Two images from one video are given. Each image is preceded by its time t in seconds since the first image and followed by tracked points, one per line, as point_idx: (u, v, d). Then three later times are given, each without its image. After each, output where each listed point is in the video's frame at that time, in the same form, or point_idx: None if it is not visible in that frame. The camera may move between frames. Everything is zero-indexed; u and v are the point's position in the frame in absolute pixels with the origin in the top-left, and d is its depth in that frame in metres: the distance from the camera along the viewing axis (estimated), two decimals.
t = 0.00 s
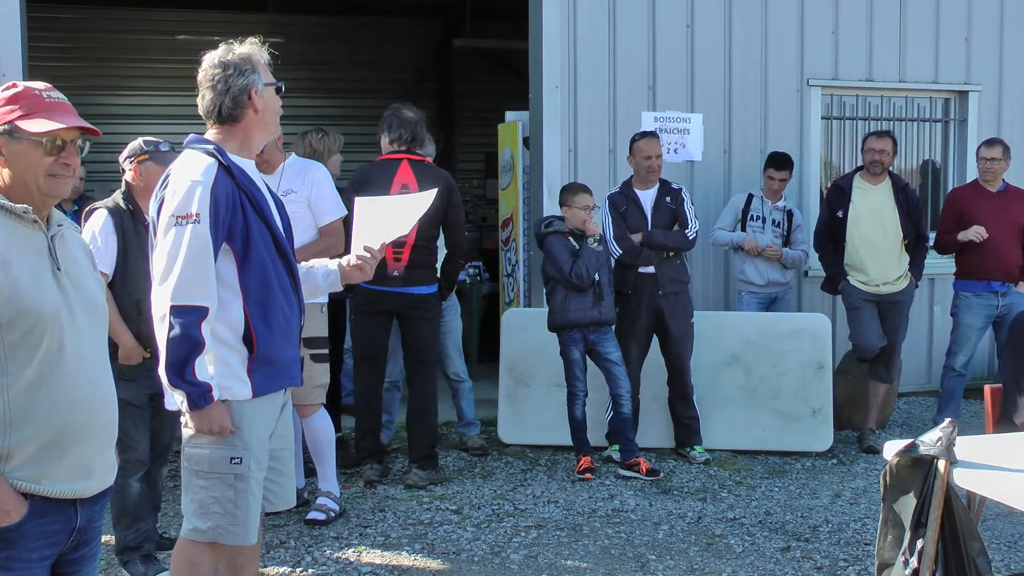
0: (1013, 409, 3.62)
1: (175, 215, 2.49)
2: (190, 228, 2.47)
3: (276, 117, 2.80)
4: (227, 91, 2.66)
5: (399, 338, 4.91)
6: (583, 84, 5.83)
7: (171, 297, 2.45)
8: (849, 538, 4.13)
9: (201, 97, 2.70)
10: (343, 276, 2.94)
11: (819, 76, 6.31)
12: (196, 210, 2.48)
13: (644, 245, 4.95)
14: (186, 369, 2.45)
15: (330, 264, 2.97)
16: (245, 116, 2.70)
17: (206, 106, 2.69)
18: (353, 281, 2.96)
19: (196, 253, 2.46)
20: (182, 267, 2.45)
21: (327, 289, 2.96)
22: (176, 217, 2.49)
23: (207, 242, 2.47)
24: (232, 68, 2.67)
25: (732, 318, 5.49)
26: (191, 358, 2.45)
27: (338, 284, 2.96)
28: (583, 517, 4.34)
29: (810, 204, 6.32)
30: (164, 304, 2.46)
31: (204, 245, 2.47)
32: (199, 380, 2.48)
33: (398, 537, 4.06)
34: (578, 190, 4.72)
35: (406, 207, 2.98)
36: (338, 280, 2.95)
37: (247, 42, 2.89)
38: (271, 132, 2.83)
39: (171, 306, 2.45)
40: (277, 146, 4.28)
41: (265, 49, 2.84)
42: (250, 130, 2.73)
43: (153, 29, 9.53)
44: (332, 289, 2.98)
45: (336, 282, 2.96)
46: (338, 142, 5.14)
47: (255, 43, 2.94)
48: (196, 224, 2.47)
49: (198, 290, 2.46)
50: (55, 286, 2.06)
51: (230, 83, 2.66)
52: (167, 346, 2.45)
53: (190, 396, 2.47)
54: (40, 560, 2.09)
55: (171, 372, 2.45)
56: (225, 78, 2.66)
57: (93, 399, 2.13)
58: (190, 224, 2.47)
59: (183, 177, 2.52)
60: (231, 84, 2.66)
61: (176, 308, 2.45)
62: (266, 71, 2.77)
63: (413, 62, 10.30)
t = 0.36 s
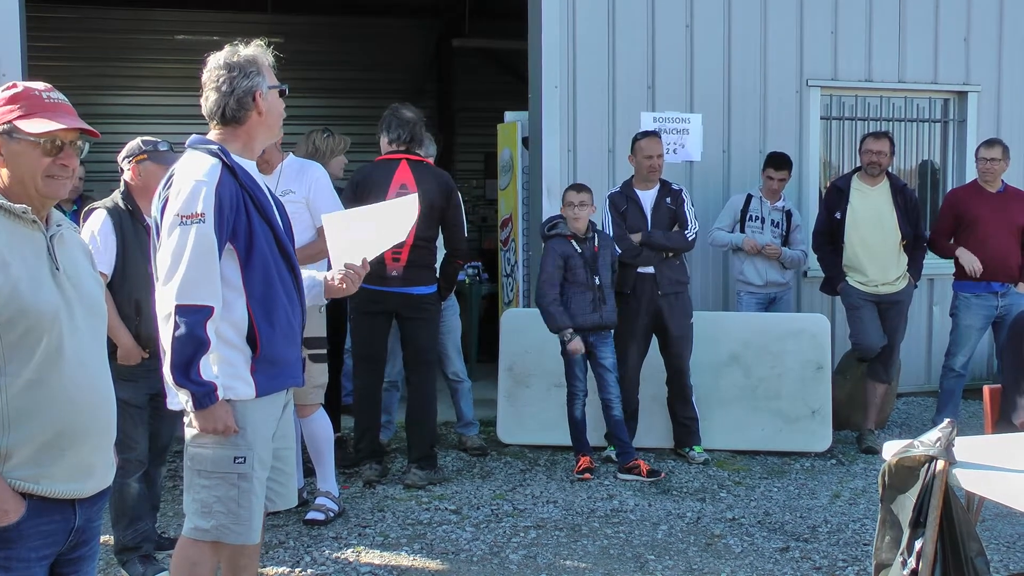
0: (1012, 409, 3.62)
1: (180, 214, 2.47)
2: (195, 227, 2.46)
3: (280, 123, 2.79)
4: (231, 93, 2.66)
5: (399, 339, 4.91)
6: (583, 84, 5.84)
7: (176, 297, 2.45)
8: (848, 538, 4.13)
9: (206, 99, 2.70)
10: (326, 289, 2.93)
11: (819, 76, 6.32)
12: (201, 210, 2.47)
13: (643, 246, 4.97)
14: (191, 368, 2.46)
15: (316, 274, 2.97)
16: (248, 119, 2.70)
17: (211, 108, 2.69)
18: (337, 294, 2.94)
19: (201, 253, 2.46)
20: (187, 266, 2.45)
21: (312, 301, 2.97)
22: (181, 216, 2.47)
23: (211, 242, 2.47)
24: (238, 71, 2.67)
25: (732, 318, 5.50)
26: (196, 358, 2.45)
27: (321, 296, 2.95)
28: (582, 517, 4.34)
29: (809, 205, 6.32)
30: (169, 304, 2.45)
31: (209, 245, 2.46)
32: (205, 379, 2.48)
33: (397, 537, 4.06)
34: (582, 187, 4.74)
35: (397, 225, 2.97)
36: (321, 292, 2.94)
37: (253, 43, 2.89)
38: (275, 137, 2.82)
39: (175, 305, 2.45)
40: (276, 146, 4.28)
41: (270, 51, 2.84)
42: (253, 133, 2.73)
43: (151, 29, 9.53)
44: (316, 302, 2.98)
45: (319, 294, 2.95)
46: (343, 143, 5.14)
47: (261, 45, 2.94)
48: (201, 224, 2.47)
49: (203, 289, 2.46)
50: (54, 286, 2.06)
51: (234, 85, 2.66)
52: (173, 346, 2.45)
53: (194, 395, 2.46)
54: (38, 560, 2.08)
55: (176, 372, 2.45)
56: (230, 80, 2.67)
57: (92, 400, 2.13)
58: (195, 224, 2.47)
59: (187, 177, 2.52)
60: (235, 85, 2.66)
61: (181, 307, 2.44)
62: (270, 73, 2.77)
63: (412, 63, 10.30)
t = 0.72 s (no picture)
0: (1011, 408, 3.61)
1: (172, 212, 2.49)
2: (187, 225, 2.47)
3: (269, 119, 2.71)
4: (208, 97, 2.69)
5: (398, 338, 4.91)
6: (582, 83, 5.84)
7: (167, 294, 2.45)
8: (846, 537, 4.13)
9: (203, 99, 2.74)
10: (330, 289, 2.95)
11: (817, 75, 6.32)
12: (192, 208, 2.47)
13: (642, 245, 4.97)
14: (181, 366, 2.44)
15: (322, 274, 2.99)
16: (228, 121, 2.70)
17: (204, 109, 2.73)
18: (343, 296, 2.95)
19: (192, 250, 2.45)
20: (178, 264, 2.45)
21: (316, 303, 2.98)
22: (173, 214, 2.49)
23: (203, 240, 2.47)
24: (212, 76, 2.68)
25: (730, 317, 5.50)
26: (185, 356, 2.43)
27: (327, 296, 2.96)
28: (581, 516, 4.34)
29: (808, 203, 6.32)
30: (161, 302, 2.46)
31: (201, 243, 2.46)
32: (195, 377, 2.47)
33: (396, 536, 4.06)
34: (584, 185, 4.75)
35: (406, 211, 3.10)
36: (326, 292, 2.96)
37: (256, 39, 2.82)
38: (272, 133, 2.75)
39: (167, 303, 2.45)
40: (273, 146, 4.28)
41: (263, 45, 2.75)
42: (240, 134, 2.72)
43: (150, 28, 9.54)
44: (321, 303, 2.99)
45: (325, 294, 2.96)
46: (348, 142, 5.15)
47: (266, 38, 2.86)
48: (193, 222, 2.47)
49: (195, 286, 2.46)
50: (51, 285, 2.06)
51: (210, 88, 2.68)
52: (163, 343, 2.45)
53: (184, 393, 2.46)
54: (37, 559, 2.08)
55: (167, 370, 2.43)
56: (207, 84, 2.70)
57: (91, 399, 2.13)
58: (186, 221, 2.47)
59: (182, 175, 2.52)
60: (209, 90, 2.68)
61: (172, 304, 2.44)
62: (256, 70, 2.68)
63: (411, 62, 10.31)
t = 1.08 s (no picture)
0: (1011, 406, 3.61)
1: (169, 211, 2.49)
2: (183, 223, 2.47)
3: (277, 117, 2.73)
4: (214, 92, 2.66)
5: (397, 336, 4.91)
6: (581, 81, 5.83)
7: (162, 292, 2.45)
8: (845, 535, 4.13)
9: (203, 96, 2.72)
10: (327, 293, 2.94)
11: (817, 73, 6.31)
12: (189, 206, 2.47)
13: (641, 242, 4.95)
14: (174, 365, 2.43)
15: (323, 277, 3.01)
16: (233, 116, 2.68)
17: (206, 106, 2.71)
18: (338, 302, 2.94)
19: (188, 249, 2.45)
20: (174, 261, 2.45)
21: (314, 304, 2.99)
22: (170, 212, 2.49)
23: (199, 238, 2.46)
24: (218, 70, 2.66)
25: (730, 315, 5.50)
26: (178, 355, 2.43)
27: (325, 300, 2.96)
28: (580, 514, 4.34)
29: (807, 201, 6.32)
30: (156, 299, 2.46)
31: (197, 241, 2.46)
32: (188, 375, 2.47)
33: (395, 534, 4.06)
34: (581, 184, 4.73)
35: (417, 220, 3.07)
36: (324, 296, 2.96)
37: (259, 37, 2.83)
38: (276, 131, 2.75)
39: (161, 301, 2.45)
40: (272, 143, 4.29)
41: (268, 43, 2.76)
42: (244, 131, 2.71)
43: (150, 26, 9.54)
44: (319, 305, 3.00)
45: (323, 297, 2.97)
46: (343, 141, 5.13)
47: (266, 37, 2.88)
48: (189, 220, 2.47)
49: (191, 285, 2.46)
50: (50, 283, 2.05)
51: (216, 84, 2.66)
52: (157, 341, 2.45)
53: (178, 391, 2.45)
54: (35, 557, 2.08)
55: (160, 368, 2.43)
56: (213, 79, 2.67)
57: (90, 397, 2.13)
58: (182, 219, 2.47)
59: (180, 173, 2.52)
60: (215, 85, 2.66)
61: (168, 303, 2.44)
62: (263, 68, 2.69)
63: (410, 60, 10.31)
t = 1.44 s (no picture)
0: (1011, 406, 3.61)
1: (175, 212, 2.48)
2: (189, 225, 2.46)
3: (282, 121, 2.76)
4: (226, 90, 2.65)
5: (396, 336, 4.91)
6: (580, 81, 5.83)
7: (168, 294, 2.44)
8: (845, 535, 4.13)
9: (207, 95, 2.71)
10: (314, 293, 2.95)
11: (816, 73, 6.31)
12: (195, 208, 2.47)
13: (640, 242, 4.95)
14: (181, 367, 2.43)
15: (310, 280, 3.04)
16: (244, 116, 2.68)
17: (210, 104, 2.69)
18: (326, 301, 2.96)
19: (194, 250, 2.45)
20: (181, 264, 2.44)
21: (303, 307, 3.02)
22: (175, 214, 2.47)
23: (205, 240, 2.46)
24: (234, 68, 2.66)
25: (729, 316, 5.50)
26: (185, 357, 2.43)
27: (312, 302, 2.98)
28: (580, 514, 4.34)
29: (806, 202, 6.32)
30: (162, 301, 2.45)
31: (203, 243, 2.46)
32: (195, 378, 2.47)
33: (394, 534, 4.06)
34: (581, 184, 4.73)
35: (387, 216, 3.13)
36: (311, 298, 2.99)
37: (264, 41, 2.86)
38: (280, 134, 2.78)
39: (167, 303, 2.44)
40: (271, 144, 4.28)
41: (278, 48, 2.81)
42: (251, 130, 2.71)
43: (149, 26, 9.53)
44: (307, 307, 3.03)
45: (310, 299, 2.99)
46: (326, 141, 5.10)
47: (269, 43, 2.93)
48: (195, 222, 2.46)
49: (197, 287, 2.45)
50: (49, 283, 2.05)
51: (229, 83, 2.66)
52: (164, 343, 2.44)
53: (184, 394, 2.45)
54: (34, 557, 2.08)
55: (167, 371, 2.42)
56: (226, 78, 2.66)
57: (88, 397, 2.12)
58: (189, 221, 2.46)
59: (185, 174, 2.51)
60: (230, 83, 2.65)
61: (174, 305, 2.44)
62: (274, 72, 2.73)
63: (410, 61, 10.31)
